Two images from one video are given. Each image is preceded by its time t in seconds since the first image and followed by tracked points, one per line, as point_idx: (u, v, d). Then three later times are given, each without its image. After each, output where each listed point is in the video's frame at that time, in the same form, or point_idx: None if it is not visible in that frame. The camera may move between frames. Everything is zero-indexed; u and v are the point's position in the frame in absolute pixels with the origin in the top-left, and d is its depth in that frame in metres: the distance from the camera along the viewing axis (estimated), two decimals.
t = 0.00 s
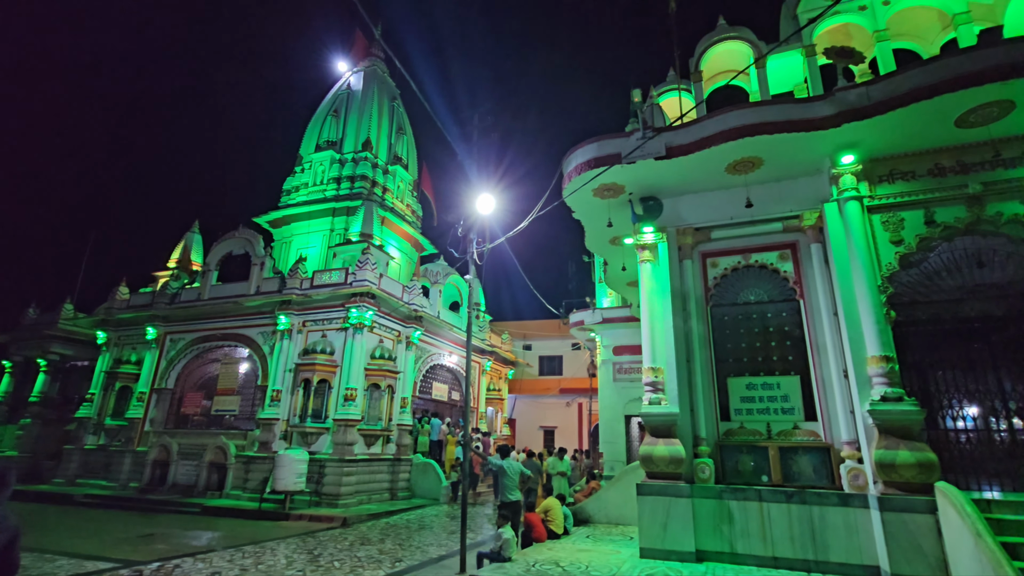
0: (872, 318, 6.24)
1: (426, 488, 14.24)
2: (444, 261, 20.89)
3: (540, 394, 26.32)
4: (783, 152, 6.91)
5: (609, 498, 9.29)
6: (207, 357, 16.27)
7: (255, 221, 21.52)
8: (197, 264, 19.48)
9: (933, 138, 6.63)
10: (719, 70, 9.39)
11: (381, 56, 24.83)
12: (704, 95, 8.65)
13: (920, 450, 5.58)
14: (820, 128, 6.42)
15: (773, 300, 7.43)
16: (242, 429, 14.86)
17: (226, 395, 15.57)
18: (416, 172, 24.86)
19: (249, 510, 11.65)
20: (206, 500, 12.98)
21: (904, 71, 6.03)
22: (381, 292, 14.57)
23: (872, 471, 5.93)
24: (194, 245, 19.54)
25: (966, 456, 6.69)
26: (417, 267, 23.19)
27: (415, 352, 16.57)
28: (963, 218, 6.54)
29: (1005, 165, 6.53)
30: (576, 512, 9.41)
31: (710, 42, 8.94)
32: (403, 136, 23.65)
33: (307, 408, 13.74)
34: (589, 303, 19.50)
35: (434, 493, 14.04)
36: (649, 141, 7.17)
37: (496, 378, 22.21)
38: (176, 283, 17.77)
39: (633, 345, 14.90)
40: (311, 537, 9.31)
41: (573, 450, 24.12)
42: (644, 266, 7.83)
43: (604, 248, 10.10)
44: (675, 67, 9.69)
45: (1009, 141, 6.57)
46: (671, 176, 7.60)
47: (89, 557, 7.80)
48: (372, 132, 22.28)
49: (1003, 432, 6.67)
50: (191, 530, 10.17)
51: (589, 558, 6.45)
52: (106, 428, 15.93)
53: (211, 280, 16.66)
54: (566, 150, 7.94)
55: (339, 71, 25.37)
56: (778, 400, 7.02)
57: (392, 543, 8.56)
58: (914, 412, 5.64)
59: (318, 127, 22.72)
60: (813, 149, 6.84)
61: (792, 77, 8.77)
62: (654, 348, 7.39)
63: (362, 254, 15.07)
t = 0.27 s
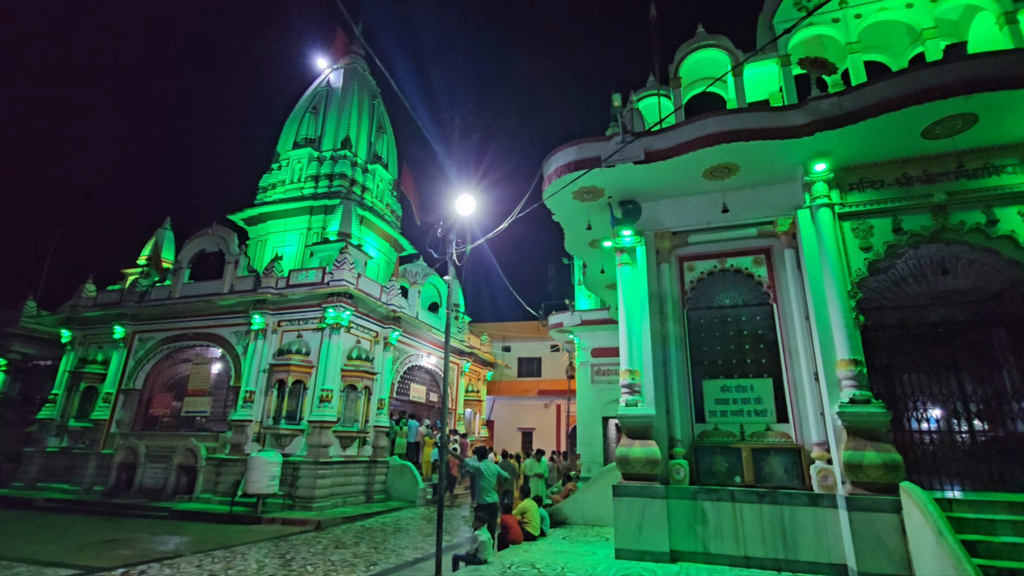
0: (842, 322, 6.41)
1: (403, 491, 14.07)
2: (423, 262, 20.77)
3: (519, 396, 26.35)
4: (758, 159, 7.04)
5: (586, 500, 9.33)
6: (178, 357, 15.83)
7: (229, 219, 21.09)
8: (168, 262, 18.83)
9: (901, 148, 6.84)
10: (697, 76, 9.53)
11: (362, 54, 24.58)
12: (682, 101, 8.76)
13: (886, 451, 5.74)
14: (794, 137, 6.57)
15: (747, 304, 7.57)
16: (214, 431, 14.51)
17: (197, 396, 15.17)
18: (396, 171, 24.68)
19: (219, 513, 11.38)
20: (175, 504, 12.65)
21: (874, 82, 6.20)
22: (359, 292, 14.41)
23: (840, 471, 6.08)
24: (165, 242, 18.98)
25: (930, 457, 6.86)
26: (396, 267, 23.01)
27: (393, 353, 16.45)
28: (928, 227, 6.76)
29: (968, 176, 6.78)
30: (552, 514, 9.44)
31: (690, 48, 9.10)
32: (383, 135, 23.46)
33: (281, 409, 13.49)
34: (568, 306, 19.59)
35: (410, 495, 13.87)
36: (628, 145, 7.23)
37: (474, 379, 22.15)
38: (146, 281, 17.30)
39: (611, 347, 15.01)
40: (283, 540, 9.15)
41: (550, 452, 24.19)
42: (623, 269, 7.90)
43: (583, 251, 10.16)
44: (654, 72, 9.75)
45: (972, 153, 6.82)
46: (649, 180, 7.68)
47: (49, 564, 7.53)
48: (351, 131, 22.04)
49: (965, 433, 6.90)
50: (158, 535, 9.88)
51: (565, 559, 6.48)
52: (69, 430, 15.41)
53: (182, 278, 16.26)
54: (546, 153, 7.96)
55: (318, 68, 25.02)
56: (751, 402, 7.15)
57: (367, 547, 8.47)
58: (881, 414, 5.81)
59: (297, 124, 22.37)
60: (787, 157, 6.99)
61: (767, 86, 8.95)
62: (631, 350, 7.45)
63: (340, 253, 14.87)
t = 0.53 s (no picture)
0: (815, 325, 6.55)
1: (380, 493, 13.91)
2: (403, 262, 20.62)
3: (499, 397, 26.32)
4: (735, 165, 7.16)
5: (564, 501, 9.36)
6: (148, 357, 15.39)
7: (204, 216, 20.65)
8: (140, 259, 18.40)
9: (873, 157, 7.03)
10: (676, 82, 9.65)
11: (343, 51, 24.32)
12: (663, 106, 8.85)
13: (856, 452, 5.88)
14: (770, 144, 6.70)
15: (724, 307, 7.69)
16: (185, 432, 14.15)
17: (168, 396, 14.77)
18: (377, 170, 24.47)
19: (191, 517, 11.12)
20: (144, 508, 12.33)
21: (847, 92, 6.36)
22: (337, 292, 14.24)
23: (811, 471, 6.21)
24: (137, 239, 18.49)
25: (897, 457, 7.07)
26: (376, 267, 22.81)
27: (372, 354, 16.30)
28: (897, 233, 6.94)
29: (936, 185, 6.98)
30: (530, 515, 9.45)
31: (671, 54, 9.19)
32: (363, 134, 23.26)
33: (256, 411, 13.27)
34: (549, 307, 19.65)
35: (388, 497, 13.71)
36: (608, 148, 7.29)
37: (454, 380, 22.06)
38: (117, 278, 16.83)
39: (591, 349, 15.10)
40: (256, 544, 8.98)
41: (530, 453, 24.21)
42: (603, 271, 7.95)
43: (564, 253, 10.20)
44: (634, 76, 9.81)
45: (939, 162, 7.03)
46: (629, 183, 7.76)
47: (9, 570, 7.25)
48: (331, 128, 21.78)
49: (931, 434, 7.10)
50: (125, 539, 9.61)
51: (542, 561, 6.49)
52: (33, 432, 14.90)
53: (155, 275, 15.86)
54: (528, 155, 7.97)
55: (298, 64, 24.67)
56: (727, 404, 7.26)
57: (342, 550, 8.36)
58: (851, 415, 5.95)
59: (275, 120, 22.02)
60: (763, 163, 7.13)
61: (745, 93, 9.10)
62: (610, 352, 7.51)
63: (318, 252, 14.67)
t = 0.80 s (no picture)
0: (790, 328, 6.67)
1: (358, 495, 13.72)
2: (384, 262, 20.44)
3: (479, 398, 26.26)
4: (715, 169, 7.26)
5: (544, 502, 9.38)
6: (118, 356, 14.99)
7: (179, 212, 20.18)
8: (112, 256, 17.81)
9: (847, 164, 7.20)
10: (658, 87, 9.73)
11: (325, 48, 24.05)
12: (644, 110, 8.93)
13: (828, 452, 6.01)
14: (749, 149, 6.82)
15: (703, 309, 7.79)
16: (157, 434, 13.79)
17: (139, 397, 14.40)
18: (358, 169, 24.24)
19: (162, 521, 10.85)
20: (113, 512, 11.99)
21: (823, 100, 6.50)
22: (316, 291, 14.05)
23: (786, 472, 6.33)
24: (109, 235, 17.92)
25: (868, 458, 7.26)
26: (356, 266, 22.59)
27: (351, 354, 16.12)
28: (870, 239, 7.10)
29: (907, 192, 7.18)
30: (509, 516, 9.44)
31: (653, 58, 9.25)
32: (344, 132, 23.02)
33: (231, 412, 13.05)
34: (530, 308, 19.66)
35: (366, 499, 13.53)
36: (591, 150, 7.33)
37: (434, 381, 21.93)
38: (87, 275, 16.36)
39: (571, 350, 15.16)
40: (230, 548, 8.81)
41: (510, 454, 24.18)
42: (584, 273, 8.00)
43: (546, 254, 10.22)
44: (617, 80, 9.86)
45: (911, 170, 7.23)
46: (611, 186, 7.80)
47: None
48: (312, 126, 21.52)
49: (901, 435, 7.29)
50: (93, 544, 9.32)
51: (522, 562, 6.49)
52: None
53: (127, 273, 15.46)
54: (511, 156, 7.98)
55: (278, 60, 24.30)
56: (704, 405, 7.35)
57: (319, 553, 8.25)
58: (824, 416, 6.07)
59: (254, 116, 21.65)
60: (742, 168, 7.25)
61: (724, 99, 9.23)
62: (590, 353, 7.54)
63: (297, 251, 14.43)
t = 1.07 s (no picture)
0: (767, 330, 6.79)
1: (337, 497, 13.52)
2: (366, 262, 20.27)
3: (461, 399, 26.18)
4: (695, 173, 7.36)
5: (524, 503, 9.39)
6: (89, 355, 14.60)
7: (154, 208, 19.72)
8: (83, 254, 17.12)
9: (824, 170, 7.36)
10: (640, 90, 9.83)
11: (307, 44, 23.76)
12: (626, 113, 9.00)
13: (803, 452, 6.12)
14: (729, 154, 6.92)
15: (683, 311, 7.88)
16: (129, 435, 13.43)
17: (111, 397, 14.03)
18: (340, 167, 24.00)
19: (133, 525, 10.57)
20: (81, 515, 11.65)
21: (801, 107, 6.64)
22: (295, 290, 13.87)
23: (762, 472, 6.44)
24: (81, 231, 17.19)
25: (841, 458, 7.44)
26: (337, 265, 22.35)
27: (331, 354, 15.94)
28: (845, 244, 7.26)
29: (881, 198, 7.36)
30: (489, 517, 9.41)
31: (637, 62, 9.39)
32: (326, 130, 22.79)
33: (206, 413, 12.78)
34: (512, 309, 19.69)
35: (344, 501, 13.34)
36: (573, 152, 7.37)
37: (415, 382, 21.80)
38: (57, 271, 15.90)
39: (553, 351, 15.20)
40: (204, 552, 8.63)
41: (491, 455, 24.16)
42: (566, 275, 8.04)
43: (528, 255, 10.24)
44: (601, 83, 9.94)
45: (884, 177, 7.42)
46: (593, 188, 7.85)
47: None
48: (293, 122, 21.24)
49: (872, 435, 7.47)
50: (60, 549, 9.03)
51: (501, 563, 6.49)
52: None
53: (99, 270, 15.06)
54: (494, 157, 7.97)
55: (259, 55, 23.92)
56: (683, 406, 7.43)
57: (296, 555, 8.14)
58: (799, 417, 6.19)
59: (234, 112, 21.29)
60: (722, 172, 7.36)
61: (705, 104, 9.36)
62: (572, 354, 7.57)
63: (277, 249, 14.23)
